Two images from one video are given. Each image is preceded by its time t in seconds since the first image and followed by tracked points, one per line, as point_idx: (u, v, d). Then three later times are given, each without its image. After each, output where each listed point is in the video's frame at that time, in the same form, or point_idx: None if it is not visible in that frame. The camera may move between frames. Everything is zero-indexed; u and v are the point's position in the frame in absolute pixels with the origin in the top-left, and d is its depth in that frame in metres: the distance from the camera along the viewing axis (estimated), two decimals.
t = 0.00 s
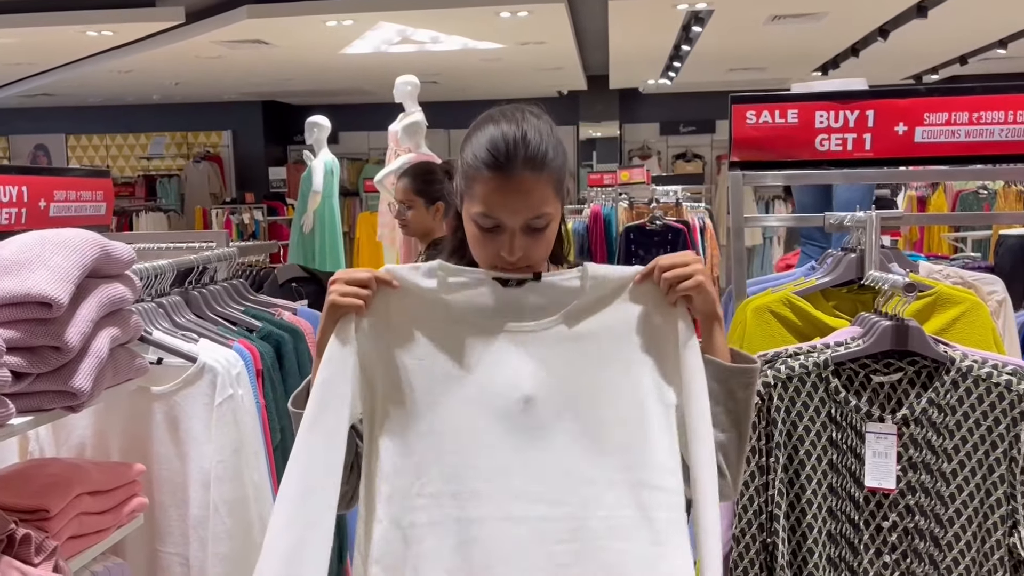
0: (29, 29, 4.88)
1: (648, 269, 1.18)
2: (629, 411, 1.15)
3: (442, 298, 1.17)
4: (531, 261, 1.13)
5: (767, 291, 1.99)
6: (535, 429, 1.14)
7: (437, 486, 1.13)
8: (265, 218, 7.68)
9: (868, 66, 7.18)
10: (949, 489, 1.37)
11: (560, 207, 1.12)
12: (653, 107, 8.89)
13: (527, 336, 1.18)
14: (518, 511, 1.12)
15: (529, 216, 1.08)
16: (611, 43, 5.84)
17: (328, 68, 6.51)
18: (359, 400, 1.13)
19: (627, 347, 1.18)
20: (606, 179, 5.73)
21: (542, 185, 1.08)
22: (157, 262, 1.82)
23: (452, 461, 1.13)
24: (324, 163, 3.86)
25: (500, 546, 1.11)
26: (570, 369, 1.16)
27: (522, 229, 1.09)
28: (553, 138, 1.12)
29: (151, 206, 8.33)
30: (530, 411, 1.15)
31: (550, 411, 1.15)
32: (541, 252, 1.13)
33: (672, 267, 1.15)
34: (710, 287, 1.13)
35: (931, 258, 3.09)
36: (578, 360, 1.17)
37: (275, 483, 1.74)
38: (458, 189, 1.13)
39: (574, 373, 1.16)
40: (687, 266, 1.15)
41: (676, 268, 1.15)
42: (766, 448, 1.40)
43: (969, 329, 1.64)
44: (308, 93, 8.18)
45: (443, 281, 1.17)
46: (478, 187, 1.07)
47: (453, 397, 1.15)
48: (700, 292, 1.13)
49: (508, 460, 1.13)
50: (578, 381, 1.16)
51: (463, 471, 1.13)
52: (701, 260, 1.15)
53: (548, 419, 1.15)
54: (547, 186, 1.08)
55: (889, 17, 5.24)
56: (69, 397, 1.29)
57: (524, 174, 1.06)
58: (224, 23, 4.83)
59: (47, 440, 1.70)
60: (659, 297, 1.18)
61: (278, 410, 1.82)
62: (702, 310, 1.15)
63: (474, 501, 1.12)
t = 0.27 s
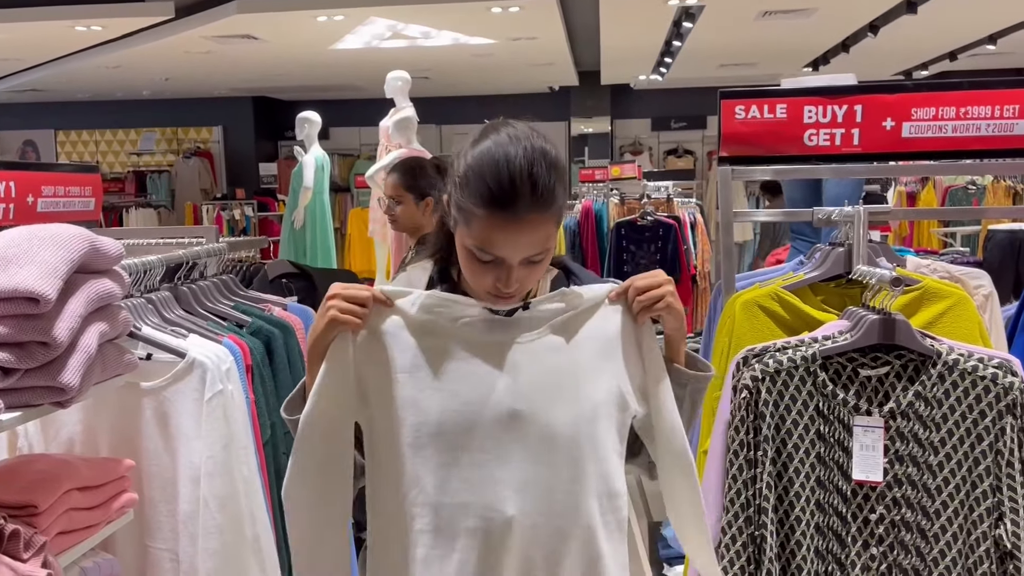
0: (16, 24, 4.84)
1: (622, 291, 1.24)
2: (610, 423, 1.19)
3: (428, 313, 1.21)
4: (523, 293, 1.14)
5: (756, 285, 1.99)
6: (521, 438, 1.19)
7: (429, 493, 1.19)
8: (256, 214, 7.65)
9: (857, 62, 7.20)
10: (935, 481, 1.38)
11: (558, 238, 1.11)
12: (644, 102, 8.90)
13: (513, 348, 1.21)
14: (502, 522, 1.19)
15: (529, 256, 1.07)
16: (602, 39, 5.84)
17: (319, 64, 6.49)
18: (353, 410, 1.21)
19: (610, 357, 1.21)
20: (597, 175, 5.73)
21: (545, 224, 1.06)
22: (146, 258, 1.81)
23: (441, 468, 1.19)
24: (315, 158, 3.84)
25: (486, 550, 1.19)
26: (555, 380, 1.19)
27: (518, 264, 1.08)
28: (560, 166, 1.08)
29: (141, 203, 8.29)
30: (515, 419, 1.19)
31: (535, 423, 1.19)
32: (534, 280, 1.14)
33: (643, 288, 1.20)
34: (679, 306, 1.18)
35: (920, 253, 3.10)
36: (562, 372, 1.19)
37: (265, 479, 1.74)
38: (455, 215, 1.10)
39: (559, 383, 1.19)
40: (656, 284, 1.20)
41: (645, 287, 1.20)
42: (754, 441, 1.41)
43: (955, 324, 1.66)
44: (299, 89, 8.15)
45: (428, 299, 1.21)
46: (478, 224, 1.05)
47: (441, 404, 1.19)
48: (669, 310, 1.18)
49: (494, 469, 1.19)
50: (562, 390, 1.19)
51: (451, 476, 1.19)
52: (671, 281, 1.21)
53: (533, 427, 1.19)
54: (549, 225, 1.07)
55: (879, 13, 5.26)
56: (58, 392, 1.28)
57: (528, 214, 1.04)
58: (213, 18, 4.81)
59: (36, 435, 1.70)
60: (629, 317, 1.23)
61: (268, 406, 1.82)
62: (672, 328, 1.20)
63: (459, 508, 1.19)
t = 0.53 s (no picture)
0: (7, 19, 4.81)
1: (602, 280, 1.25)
2: (598, 420, 1.23)
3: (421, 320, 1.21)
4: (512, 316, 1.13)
5: (749, 281, 2.00)
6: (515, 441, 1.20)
7: (424, 495, 1.20)
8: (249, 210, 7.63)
9: (851, 57, 7.22)
10: (926, 476, 1.39)
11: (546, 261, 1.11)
12: (638, 98, 8.91)
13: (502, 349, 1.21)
14: (498, 519, 1.19)
15: (518, 283, 1.07)
16: (596, 34, 5.84)
17: (312, 59, 6.47)
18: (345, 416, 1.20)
19: (595, 355, 1.24)
20: (591, 170, 5.73)
21: (534, 251, 1.05)
22: (139, 255, 1.80)
23: (435, 470, 1.20)
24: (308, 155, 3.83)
25: (483, 552, 1.20)
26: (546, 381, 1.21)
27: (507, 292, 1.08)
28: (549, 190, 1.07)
29: (134, 199, 8.27)
30: (507, 421, 1.21)
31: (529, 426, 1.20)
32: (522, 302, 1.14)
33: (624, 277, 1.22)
34: (659, 296, 1.20)
35: (912, 249, 3.12)
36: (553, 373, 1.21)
37: (259, 476, 1.74)
38: (443, 241, 1.08)
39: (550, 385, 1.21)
40: (637, 273, 1.21)
41: (627, 277, 1.22)
42: (746, 436, 1.41)
43: (946, 320, 1.67)
44: (292, 84, 8.12)
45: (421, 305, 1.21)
46: (466, 253, 1.04)
47: (433, 406, 1.20)
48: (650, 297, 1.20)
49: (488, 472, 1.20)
50: (554, 391, 1.21)
51: (446, 477, 1.20)
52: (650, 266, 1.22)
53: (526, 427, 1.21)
54: (539, 253, 1.06)
55: (872, 9, 5.27)
56: (50, 390, 1.28)
57: (518, 242, 1.03)
58: (206, 13, 4.79)
59: (30, 432, 1.69)
60: (611, 310, 1.25)
61: (261, 402, 1.82)
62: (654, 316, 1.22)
63: (455, 510, 1.20)
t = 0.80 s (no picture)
0: None
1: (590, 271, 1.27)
2: (585, 413, 1.23)
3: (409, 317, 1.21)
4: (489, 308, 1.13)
5: (743, 275, 2.00)
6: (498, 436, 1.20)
7: (411, 486, 1.19)
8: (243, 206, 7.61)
9: (844, 52, 7.23)
10: (919, 470, 1.39)
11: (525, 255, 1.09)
12: (632, 93, 8.91)
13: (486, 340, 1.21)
14: (484, 511, 1.19)
15: (490, 272, 1.06)
16: (590, 30, 5.83)
17: (305, 54, 6.45)
18: (334, 410, 1.21)
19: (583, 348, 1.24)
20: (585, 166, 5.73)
21: (506, 242, 1.04)
22: (131, 250, 1.79)
23: (422, 462, 1.19)
24: (302, 150, 3.82)
25: (472, 546, 1.19)
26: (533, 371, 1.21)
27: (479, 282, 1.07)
28: (525, 181, 1.06)
29: (127, 195, 8.23)
30: (495, 413, 1.20)
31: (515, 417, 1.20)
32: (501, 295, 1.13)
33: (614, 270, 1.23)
34: (647, 288, 1.21)
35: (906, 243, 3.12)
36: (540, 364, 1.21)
37: (253, 472, 1.74)
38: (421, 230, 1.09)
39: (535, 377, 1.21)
40: (624, 268, 1.23)
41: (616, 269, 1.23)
42: (740, 430, 1.42)
43: (938, 313, 1.67)
44: (286, 80, 8.09)
45: (408, 303, 1.22)
46: (440, 240, 1.04)
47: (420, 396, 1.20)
48: (637, 292, 1.21)
49: (473, 462, 1.19)
50: (539, 383, 1.21)
51: (432, 467, 1.19)
52: (638, 262, 1.24)
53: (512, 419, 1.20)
54: (511, 243, 1.05)
55: (865, 4, 5.27)
56: (42, 385, 1.27)
57: (488, 232, 1.03)
58: (199, 8, 4.76)
59: (22, 429, 1.68)
60: (598, 303, 1.26)
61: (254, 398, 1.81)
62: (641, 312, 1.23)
63: (445, 506, 1.19)
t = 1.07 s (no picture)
0: None
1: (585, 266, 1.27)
2: (570, 407, 1.22)
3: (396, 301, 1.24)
4: (443, 281, 1.13)
5: (738, 269, 2.00)
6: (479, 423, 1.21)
7: (385, 471, 1.20)
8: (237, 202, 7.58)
9: (839, 47, 7.23)
10: (913, 462, 1.39)
11: (470, 225, 1.09)
12: (627, 88, 8.90)
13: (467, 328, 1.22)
14: (453, 499, 1.20)
15: (421, 234, 1.08)
16: (584, 24, 5.82)
17: (299, 49, 6.43)
18: (320, 388, 1.26)
19: (571, 341, 1.23)
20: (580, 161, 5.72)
21: (435, 204, 1.06)
22: (123, 245, 1.78)
23: (396, 446, 1.20)
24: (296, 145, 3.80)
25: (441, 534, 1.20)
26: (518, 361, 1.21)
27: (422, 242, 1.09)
28: (471, 150, 1.08)
29: (121, 190, 8.20)
30: (471, 401, 1.21)
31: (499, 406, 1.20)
32: (456, 269, 1.13)
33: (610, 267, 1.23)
34: (642, 289, 1.21)
35: (900, 237, 3.13)
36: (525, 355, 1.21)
37: (247, 466, 1.74)
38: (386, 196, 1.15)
39: (523, 365, 1.21)
40: (620, 266, 1.23)
41: (611, 266, 1.23)
42: (734, 424, 1.42)
43: (933, 306, 1.68)
44: (280, 75, 8.06)
45: (396, 288, 1.24)
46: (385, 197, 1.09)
47: (400, 383, 1.21)
48: (633, 294, 1.21)
49: (444, 450, 1.20)
50: (520, 374, 1.21)
51: (407, 454, 1.20)
52: (634, 262, 1.24)
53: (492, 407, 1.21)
54: (448, 201, 1.06)
55: None
56: (35, 380, 1.27)
57: (413, 190, 1.06)
58: (191, 3, 4.74)
59: (14, 424, 1.67)
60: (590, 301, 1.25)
61: (248, 393, 1.81)
62: (641, 316, 1.24)
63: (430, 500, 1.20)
